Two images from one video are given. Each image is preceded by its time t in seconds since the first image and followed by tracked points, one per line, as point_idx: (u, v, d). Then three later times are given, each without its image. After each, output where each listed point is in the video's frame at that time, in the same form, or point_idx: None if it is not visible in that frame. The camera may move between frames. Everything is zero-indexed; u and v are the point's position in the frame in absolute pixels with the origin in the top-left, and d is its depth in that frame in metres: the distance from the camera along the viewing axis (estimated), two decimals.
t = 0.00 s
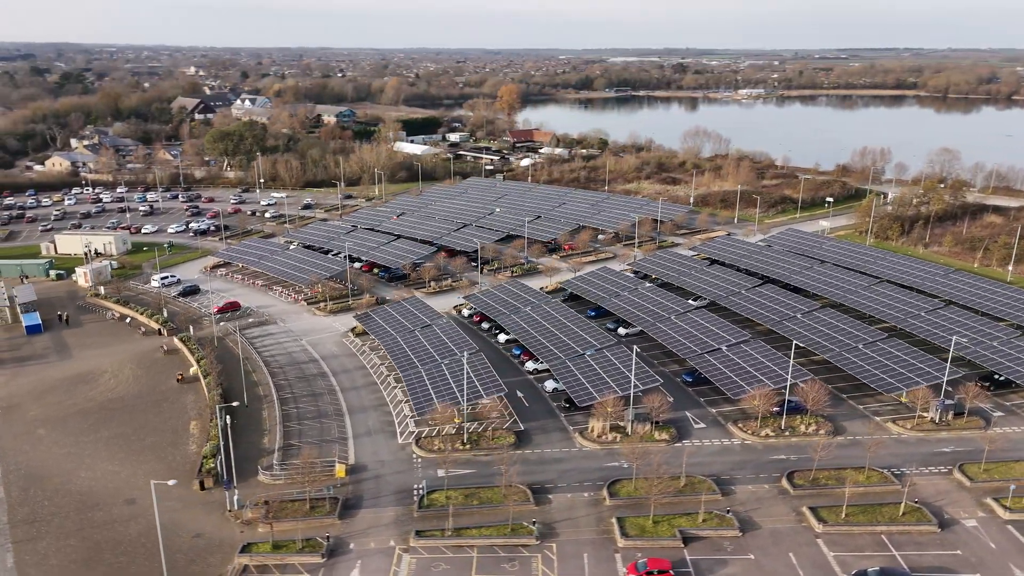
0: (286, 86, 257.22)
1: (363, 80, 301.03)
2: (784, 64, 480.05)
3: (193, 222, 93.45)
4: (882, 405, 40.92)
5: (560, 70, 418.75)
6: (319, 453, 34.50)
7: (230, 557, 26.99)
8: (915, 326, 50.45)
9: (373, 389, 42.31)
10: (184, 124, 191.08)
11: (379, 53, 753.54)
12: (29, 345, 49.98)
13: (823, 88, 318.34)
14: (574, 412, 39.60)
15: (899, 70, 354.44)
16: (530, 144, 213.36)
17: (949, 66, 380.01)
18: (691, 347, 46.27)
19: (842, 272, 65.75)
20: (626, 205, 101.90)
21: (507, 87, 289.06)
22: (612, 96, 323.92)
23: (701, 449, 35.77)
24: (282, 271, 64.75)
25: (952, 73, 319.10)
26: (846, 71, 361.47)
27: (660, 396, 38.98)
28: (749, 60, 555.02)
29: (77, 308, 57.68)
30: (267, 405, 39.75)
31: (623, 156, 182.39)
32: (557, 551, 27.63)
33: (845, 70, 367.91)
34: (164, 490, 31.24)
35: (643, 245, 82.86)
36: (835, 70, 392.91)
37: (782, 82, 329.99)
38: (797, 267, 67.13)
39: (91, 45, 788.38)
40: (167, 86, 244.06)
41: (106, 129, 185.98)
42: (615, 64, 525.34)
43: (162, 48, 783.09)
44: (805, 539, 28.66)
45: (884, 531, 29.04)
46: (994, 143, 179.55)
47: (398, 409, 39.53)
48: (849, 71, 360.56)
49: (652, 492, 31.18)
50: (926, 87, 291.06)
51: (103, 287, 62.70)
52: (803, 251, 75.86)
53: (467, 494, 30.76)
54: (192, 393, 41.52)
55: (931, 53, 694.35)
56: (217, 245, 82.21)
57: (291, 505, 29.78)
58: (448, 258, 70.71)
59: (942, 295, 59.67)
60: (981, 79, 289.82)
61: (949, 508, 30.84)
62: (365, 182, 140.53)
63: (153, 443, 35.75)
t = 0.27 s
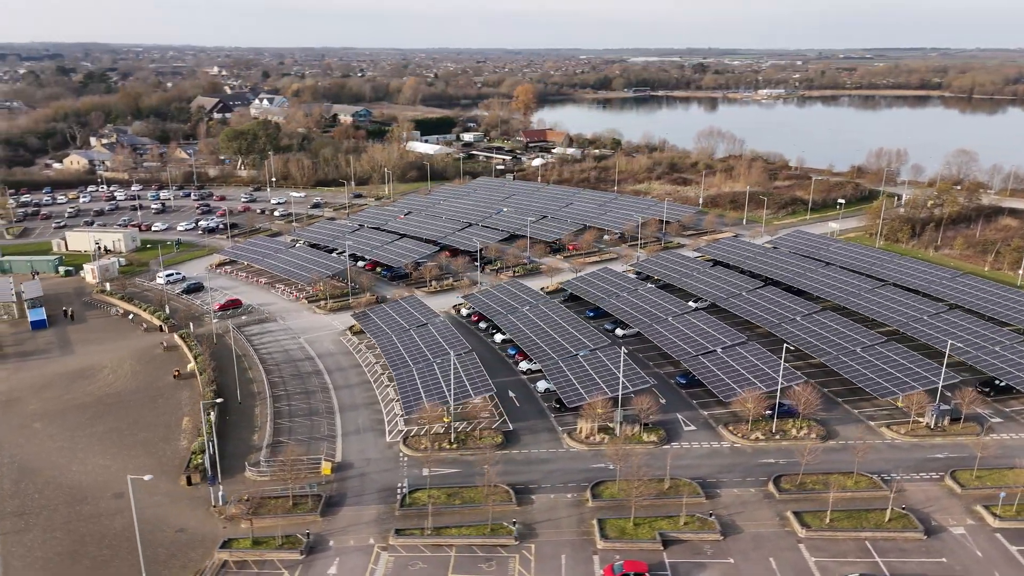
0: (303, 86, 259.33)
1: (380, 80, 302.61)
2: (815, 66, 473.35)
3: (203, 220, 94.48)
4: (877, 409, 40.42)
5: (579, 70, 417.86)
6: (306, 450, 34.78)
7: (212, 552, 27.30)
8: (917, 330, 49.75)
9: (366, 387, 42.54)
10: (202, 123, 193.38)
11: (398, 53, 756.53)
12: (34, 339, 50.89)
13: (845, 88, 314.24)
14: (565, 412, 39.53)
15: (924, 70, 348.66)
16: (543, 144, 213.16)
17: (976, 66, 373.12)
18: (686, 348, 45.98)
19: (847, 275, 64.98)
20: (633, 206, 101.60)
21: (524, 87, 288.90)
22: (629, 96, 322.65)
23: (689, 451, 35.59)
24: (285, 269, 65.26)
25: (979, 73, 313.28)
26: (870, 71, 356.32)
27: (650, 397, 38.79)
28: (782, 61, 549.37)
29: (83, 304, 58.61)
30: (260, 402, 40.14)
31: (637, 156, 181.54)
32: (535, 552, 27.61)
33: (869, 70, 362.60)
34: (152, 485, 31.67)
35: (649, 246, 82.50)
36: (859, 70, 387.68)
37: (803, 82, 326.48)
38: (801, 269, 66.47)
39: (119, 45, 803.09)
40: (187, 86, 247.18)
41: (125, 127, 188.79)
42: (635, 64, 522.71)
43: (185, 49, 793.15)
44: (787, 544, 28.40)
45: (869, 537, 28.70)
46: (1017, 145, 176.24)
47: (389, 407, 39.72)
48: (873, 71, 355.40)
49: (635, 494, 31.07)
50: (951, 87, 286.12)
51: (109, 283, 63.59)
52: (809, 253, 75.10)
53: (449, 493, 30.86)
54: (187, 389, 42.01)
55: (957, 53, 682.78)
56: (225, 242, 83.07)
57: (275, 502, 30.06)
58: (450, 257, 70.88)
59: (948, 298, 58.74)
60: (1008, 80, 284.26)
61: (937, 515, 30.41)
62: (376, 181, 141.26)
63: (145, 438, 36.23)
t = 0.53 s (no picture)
0: (320, 86, 261.16)
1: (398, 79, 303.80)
2: (839, 66, 467.59)
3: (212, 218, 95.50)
4: (872, 414, 39.96)
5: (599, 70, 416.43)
6: (294, 447, 35.06)
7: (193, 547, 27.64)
8: (918, 335, 49.05)
9: (359, 386, 42.79)
10: (219, 121, 195.45)
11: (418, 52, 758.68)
12: (39, 334, 51.78)
13: (867, 89, 309.98)
14: (555, 413, 39.48)
15: (951, 70, 342.76)
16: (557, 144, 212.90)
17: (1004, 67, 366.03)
18: (681, 350, 45.71)
19: (852, 278, 64.18)
20: (641, 206, 101.23)
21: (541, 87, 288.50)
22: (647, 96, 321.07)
23: (676, 454, 35.40)
24: (288, 267, 65.75)
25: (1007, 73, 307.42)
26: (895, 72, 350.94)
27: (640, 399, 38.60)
28: (804, 61, 543.30)
29: (89, 300, 59.48)
30: (253, 399, 40.51)
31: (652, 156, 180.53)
32: (513, 553, 27.59)
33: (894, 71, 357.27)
34: (140, 480, 32.09)
35: (654, 247, 82.14)
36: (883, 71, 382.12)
37: (824, 83, 322.65)
38: (805, 271, 65.77)
39: (143, 45, 814.71)
40: (207, 85, 249.91)
41: (144, 126, 191.41)
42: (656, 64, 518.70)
43: (207, 48, 801.75)
44: (768, 549, 28.16)
45: (852, 543, 28.38)
46: None
47: (380, 406, 39.90)
48: (897, 71, 349.98)
49: (617, 496, 30.98)
50: (977, 88, 281.01)
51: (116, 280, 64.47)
52: (816, 255, 74.27)
53: (431, 493, 30.97)
54: (183, 386, 42.53)
55: (984, 53, 670.79)
56: (233, 240, 83.88)
57: (258, 499, 30.33)
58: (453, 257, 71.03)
59: (953, 303, 57.84)
60: None
61: (924, 522, 29.98)
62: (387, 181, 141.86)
63: (138, 433, 36.72)
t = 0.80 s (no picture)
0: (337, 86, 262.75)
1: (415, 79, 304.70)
2: (863, 66, 461.56)
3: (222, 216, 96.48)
4: (866, 419, 39.50)
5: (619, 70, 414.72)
6: (282, 444, 35.38)
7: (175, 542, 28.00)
8: (919, 339, 48.33)
9: (352, 384, 43.03)
10: (236, 121, 197.33)
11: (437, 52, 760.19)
12: (44, 330, 52.67)
13: (890, 89, 305.67)
14: (545, 414, 39.45)
15: (977, 70, 336.81)
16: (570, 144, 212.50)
17: None
18: (675, 352, 45.46)
19: (856, 281, 63.32)
20: (648, 207, 100.80)
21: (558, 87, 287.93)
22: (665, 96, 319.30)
23: (663, 456, 35.22)
24: (291, 266, 66.27)
25: None
26: (919, 72, 345.62)
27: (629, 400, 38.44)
28: (827, 61, 537.08)
29: (95, 297, 60.38)
30: (246, 396, 40.91)
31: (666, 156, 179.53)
32: (490, 553, 27.64)
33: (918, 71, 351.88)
34: (128, 475, 32.54)
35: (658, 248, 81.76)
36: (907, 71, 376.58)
37: (846, 83, 318.75)
38: (809, 273, 65.01)
39: (167, 45, 825.26)
40: (226, 85, 252.28)
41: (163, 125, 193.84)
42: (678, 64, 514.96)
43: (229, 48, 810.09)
44: (748, 553, 27.96)
45: (834, 549, 28.06)
46: None
47: (371, 404, 40.13)
48: (922, 72, 344.48)
49: (599, 498, 30.91)
50: (1003, 89, 276.02)
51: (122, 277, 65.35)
52: (821, 258, 73.39)
53: (413, 492, 31.10)
54: (180, 382, 43.09)
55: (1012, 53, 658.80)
56: (240, 239, 84.68)
57: (242, 495, 30.65)
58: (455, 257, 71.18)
59: (959, 307, 56.89)
60: None
61: (910, 529, 29.58)
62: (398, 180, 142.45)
63: (131, 428, 37.24)
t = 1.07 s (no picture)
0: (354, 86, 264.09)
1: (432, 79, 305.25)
2: (887, 66, 455.12)
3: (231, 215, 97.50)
4: (859, 424, 39.06)
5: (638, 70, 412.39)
6: (272, 441, 35.74)
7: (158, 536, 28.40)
8: (920, 344, 47.58)
9: (345, 382, 43.34)
10: (252, 119, 199.05)
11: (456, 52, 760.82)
12: (49, 325, 53.57)
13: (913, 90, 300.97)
14: (534, 414, 39.44)
15: (1004, 70, 330.69)
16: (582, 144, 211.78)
17: None
18: (669, 353, 45.20)
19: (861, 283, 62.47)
20: (656, 207, 100.29)
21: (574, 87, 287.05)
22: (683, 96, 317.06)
23: (649, 458, 35.10)
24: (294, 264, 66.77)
25: None
26: (945, 72, 339.91)
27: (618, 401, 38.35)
28: (850, 61, 530.20)
29: (102, 293, 61.30)
30: (240, 392, 41.37)
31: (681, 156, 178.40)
32: (467, 552, 27.72)
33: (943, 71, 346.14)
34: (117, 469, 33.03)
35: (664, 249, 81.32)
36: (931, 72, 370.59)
37: (868, 84, 314.27)
38: (813, 275, 64.23)
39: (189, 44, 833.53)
40: (244, 84, 254.52)
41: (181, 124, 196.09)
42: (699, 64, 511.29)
43: (250, 48, 817.17)
44: (727, 557, 27.77)
45: (815, 554, 27.81)
46: None
47: (362, 402, 40.37)
48: (947, 72, 338.51)
49: (581, 500, 30.89)
50: None
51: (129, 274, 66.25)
52: (828, 260, 72.46)
53: (396, 490, 31.27)
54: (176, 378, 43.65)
55: None
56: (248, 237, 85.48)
57: (227, 491, 31.02)
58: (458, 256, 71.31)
59: (964, 311, 55.95)
60: None
61: (895, 536, 29.22)
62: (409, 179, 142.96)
63: (125, 423, 37.81)
